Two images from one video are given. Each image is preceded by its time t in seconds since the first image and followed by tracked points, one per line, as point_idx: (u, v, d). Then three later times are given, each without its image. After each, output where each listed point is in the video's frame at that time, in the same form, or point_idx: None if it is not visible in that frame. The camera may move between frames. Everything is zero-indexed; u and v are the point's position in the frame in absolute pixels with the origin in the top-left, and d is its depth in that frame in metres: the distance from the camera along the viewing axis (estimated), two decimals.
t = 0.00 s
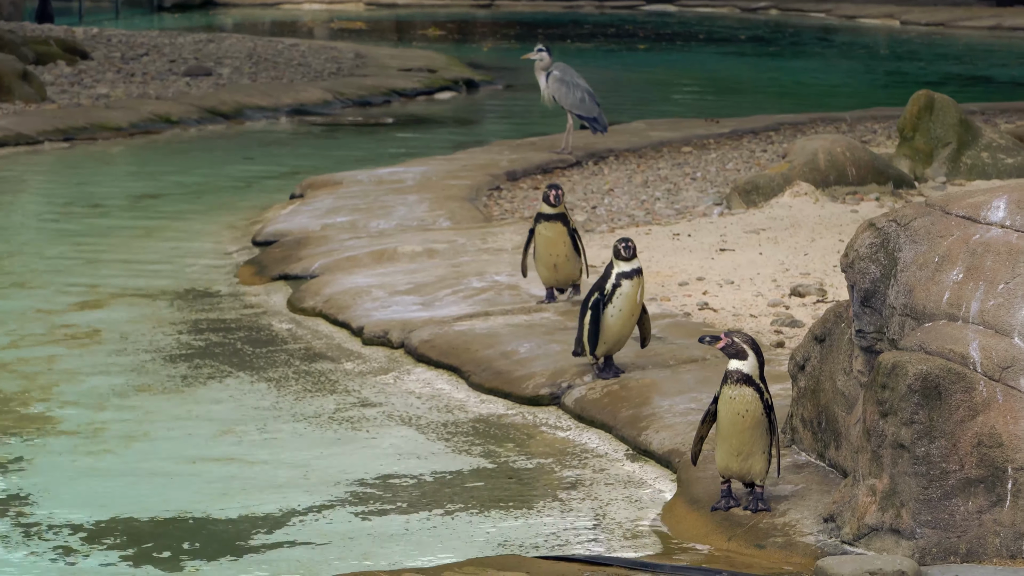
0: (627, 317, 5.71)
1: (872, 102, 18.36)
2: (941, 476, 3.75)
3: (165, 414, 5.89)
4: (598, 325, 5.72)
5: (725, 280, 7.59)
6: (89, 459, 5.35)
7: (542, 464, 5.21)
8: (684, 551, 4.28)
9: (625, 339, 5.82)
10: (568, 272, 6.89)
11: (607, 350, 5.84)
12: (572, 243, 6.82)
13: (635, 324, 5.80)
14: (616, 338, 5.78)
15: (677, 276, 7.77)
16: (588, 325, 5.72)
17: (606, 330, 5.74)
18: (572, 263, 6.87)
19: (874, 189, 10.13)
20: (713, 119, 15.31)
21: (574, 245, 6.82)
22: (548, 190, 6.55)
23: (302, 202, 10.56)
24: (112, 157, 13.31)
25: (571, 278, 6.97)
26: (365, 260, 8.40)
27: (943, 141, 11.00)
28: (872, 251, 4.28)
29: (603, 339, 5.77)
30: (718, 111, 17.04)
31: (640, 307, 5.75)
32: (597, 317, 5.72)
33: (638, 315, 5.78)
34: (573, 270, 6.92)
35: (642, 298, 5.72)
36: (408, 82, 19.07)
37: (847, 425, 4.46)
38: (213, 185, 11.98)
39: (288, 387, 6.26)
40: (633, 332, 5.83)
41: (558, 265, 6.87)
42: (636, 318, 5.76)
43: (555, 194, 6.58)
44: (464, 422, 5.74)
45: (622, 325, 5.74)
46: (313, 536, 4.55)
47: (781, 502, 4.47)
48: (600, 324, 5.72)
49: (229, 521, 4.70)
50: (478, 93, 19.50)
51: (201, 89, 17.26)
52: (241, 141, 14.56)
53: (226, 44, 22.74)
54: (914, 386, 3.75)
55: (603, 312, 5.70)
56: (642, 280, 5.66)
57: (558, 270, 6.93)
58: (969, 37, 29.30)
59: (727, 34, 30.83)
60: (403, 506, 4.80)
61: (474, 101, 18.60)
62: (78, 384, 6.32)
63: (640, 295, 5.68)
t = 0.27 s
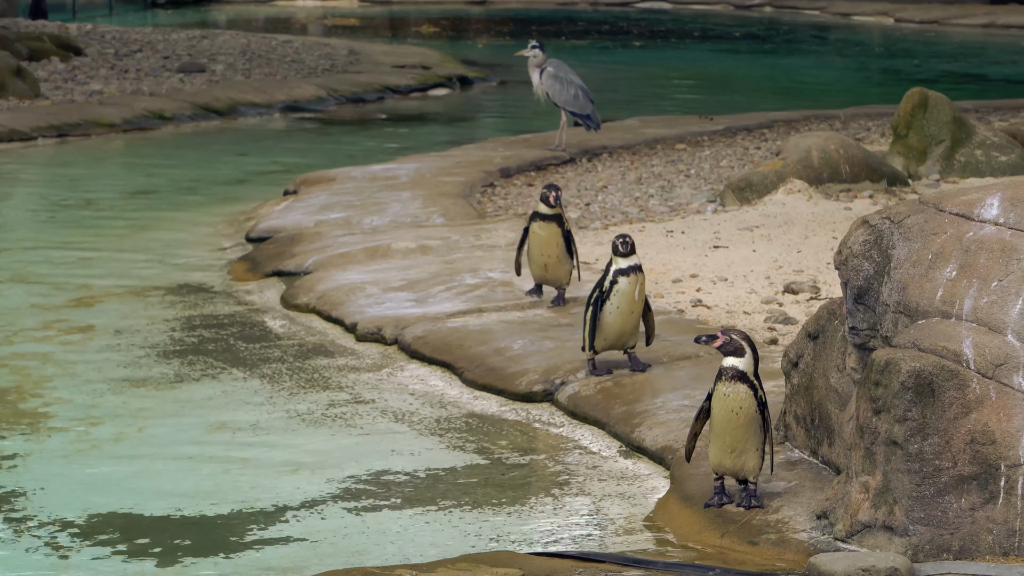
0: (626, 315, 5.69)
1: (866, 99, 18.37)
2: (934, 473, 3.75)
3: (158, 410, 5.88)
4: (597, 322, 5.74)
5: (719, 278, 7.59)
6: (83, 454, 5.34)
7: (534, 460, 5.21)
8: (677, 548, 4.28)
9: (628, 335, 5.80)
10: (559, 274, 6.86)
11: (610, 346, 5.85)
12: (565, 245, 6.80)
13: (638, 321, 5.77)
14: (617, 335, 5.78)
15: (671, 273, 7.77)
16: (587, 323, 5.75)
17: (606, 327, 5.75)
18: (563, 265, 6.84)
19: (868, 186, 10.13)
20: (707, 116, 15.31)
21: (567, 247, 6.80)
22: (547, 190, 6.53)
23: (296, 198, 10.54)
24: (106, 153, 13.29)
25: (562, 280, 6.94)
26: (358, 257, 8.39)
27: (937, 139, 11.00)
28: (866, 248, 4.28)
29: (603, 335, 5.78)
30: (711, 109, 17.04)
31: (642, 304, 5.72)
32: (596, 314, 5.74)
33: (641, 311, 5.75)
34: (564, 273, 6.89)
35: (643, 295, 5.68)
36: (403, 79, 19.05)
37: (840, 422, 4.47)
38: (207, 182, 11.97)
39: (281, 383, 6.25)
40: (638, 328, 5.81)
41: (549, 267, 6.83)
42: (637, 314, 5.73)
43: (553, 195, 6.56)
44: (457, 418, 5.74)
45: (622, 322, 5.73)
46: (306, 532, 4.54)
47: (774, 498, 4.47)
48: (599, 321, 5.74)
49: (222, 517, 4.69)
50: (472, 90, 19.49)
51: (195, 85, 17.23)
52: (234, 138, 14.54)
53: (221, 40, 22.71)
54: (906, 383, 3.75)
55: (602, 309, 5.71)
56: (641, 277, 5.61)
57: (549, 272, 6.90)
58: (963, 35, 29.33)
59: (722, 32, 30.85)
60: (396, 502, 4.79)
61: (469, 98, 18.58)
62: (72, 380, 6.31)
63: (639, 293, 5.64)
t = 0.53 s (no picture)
0: (635, 305, 5.65)
1: (861, 93, 18.37)
2: (928, 467, 3.75)
3: (152, 403, 5.87)
4: (605, 311, 5.71)
5: (713, 272, 7.59)
6: (77, 447, 5.33)
7: (529, 453, 5.20)
8: (671, 541, 4.28)
9: (636, 327, 5.75)
10: (552, 268, 6.83)
11: (616, 338, 5.80)
12: (556, 240, 6.77)
13: (646, 314, 5.72)
14: (624, 327, 5.73)
15: (665, 267, 7.77)
16: (595, 311, 5.72)
17: (613, 317, 5.71)
18: (555, 260, 6.82)
19: (862, 180, 10.13)
20: (701, 110, 15.30)
21: (558, 241, 6.77)
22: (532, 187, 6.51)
23: (290, 192, 10.53)
24: (99, 146, 13.26)
25: (556, 274, 6.91)
26: (353, 250, 8.37)
27: (931, 133, 11.01)
28: (860, 242, 4.28)
29: (610, 326, 5.74)
30: (705, 102, 17.04)
31: (651, 296, 5.67)
32: (605, 303, 5.71)
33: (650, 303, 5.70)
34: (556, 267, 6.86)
35: (653, 286, 5.64)
36: (397, 73, 19.02)
37: (835, 416, 4.47)
38: (201, 175, 11.94)
39: (276, 376, 6.24)
40: (646, 321, 5.76)
41: (541, 263, 6.81)
42: (647, 307, 5.68)
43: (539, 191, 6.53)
44: (451, 411, 5.74)
45: (631, 313, 5.68)
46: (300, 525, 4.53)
47: (768, 492, 4.47)
48: (607, 310, 5.70)
49: (216, 510, 4.68)
50: (466, 84, 19.47)
51: (189, 79, 17.19)
52: (229, 131, 14.51)
53: (215, 34, 22.66)
54: (900, 376, 3.75)
55: (611, 299, 5.67)
56: (652, 268, 5.57)
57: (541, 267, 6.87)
58: (957, 29, 29.35)
59: (716, 26, 30.84)
60: (390, 495, 4.79)
61: (463, 92, 18.57)
62: (66, 373, 6.29)
63: (649, 283, 5.60)
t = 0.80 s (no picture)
0: (617, 297, 5.61)
1: (855, 86, 18.38)
2: (921, 459, 3.75)
3: (146, 394, 5.86)
4: (592, 305, 5.70)
5: (707, 264, 7.59)
6: (70, 439, 5.32)
7: (522, 445, 5.20)
8: (664, 534, 4.28)
9: (626, 320, 5.69)
10: (553, 262, 6.78)
11: (611, 333, 5.75)
12: (558, 233, 6.75)
13: (634, 306, 5.66)
14: (614, 320, 5.68)
15: (659, 259, 7.77)
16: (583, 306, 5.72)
17: (599, 311, 5.68)
18: (556, 253, 6.78)
19: (856, 173, 10.13)
20: (695, 103, 15.29)
21: (559, 234, 6.74)
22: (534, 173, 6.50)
23: (283, 184, 10.51)
24: (93, 138, 13.22)
25: (556, 269, 6.87)
26: (346, 243, 8.36)
27: (925, 125, 11.02)
28: (853, 235, 4.28)
29: (599, 320, 5.71)
30: (699, 95, 17.03)
31: (634, 286, 5.62)
32: (592, 298, 5.70)
33: (635, 294, 5.64)
34: (557, 262, 6.82)
35: (633, 276, 5.60)
36: (391, 65, 18.99)
37: (828, 408, 4.48)
38: (195, 167, 11.91)
39: (270, 368, 6.23)
40: (636, 313, 5.69)
41: (542, 255, 6.77)
42: (630, 297, 5.63)
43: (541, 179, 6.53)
44: (444, 403, 5.74)
45: (615, 306, 5.64)
46: (293, 517, 4.53)
47: (761, 485, 4.47)
48: (592, 304, 5.70)
49: (209, 502, 4.68)
50: (460, 76, 19.45)
51: (183, 71, 17.14)
52: (222, 123, 14.48)
53: (209, 26, 22.61)
54: (894, 368, 3.75)
55: (595, 293, 5.67)
56: (628, 257, 5.54)
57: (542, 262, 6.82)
58: (952, 21, 29.34)
59: (711, 18, 30.81)
60: (384, 487, 4.79)
61: (457, 84, 18.55)
62: (59, 364, 6.28)
63: (626, 274, 5.57)
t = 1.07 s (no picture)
0: (598, 291, 5.58)
1: (843, 77, 18.39)
2: (908, 450, 3.75)
3: (133, 385, 5.83)
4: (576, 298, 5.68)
5: (695, 255, 7.58)
6: (56, 429, 5.29)
7: (509, 436, 5.19)
8: (652, 524, 4.28)
9: (608, 316, 5.64)
10: (535, 257, 6.70)
11: (596, 327, 5.71)
12: (540, 227, 6.68)
13: (617, 302, 5.60)
14: (597, 315, 5.65)
15: (647, 250, 7.76)
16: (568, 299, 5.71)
17: (583, 304, 5.66)
18: (538, 248, 6.70)
19: (844, 164, 10.13)
20: (684, 94, 15.28)
21: (542, 230, 6.67)
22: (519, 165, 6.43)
23: (271, 174, 10.47)
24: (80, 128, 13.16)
25: (536, 265, 6.78)
26: (334, 233, 8.33)
27: (913, 117, 11.02)
28: (841, 226, 4.28)
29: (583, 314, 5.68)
30: (687, 86, 17.02)
31: (617, 282, 5.57)
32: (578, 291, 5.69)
33: (617, 291, 5.59)
34: (539, 258, 6.74)
35: (616, 272, 5.54)
36: (379, 56, 18.93)
37: (815, 399, 4.48)
38: (182, 157, 11.86)
39: (257, 358, 6.21)
40: (620, 310, 5.63)
41: (525, 251, 6.68)
42: (613, 293, 5.58)
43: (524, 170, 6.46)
44: (432, 394, 5.72)
45: (598, 300, 5.60)
46: (280, 507, 4.51)
47: (749, 475, 4.47)
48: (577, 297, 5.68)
49: (196, 492, 4.66)
50: (449, 67, 19.41)
51: (171, 62, 17.07)
52: (210, 114, 14.42)
53: (197, 16, 22.52)
54: (882, 360, 3.75)
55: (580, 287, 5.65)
56: (611, 252, 5.49)
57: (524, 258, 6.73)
58: (940, 13, 29.37)
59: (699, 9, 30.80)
60: (371, 477, 4.77)
61: (446, 74, 18.50)
62: (46, 354, 6.25)
63: (609, 269, 5.53)
